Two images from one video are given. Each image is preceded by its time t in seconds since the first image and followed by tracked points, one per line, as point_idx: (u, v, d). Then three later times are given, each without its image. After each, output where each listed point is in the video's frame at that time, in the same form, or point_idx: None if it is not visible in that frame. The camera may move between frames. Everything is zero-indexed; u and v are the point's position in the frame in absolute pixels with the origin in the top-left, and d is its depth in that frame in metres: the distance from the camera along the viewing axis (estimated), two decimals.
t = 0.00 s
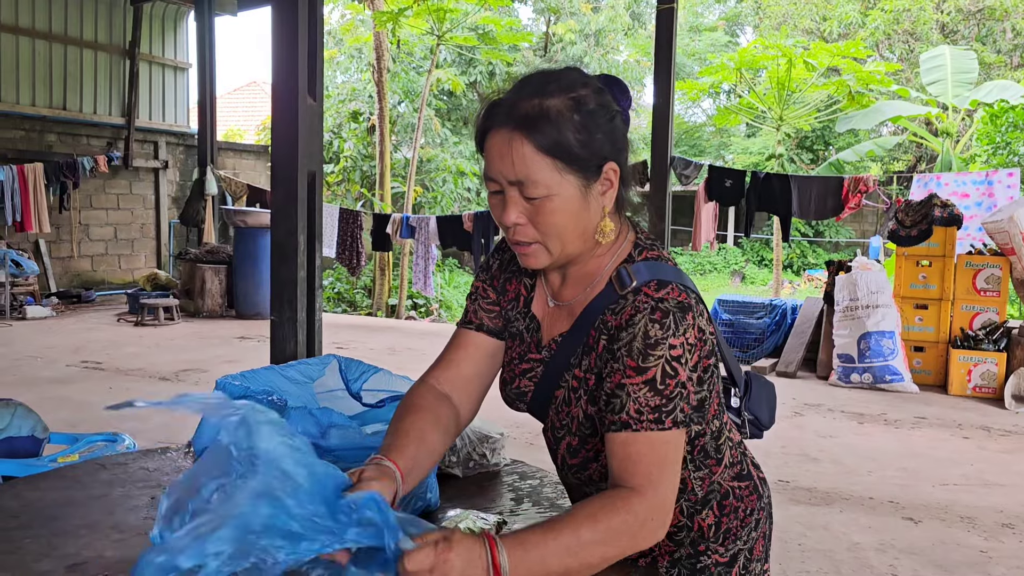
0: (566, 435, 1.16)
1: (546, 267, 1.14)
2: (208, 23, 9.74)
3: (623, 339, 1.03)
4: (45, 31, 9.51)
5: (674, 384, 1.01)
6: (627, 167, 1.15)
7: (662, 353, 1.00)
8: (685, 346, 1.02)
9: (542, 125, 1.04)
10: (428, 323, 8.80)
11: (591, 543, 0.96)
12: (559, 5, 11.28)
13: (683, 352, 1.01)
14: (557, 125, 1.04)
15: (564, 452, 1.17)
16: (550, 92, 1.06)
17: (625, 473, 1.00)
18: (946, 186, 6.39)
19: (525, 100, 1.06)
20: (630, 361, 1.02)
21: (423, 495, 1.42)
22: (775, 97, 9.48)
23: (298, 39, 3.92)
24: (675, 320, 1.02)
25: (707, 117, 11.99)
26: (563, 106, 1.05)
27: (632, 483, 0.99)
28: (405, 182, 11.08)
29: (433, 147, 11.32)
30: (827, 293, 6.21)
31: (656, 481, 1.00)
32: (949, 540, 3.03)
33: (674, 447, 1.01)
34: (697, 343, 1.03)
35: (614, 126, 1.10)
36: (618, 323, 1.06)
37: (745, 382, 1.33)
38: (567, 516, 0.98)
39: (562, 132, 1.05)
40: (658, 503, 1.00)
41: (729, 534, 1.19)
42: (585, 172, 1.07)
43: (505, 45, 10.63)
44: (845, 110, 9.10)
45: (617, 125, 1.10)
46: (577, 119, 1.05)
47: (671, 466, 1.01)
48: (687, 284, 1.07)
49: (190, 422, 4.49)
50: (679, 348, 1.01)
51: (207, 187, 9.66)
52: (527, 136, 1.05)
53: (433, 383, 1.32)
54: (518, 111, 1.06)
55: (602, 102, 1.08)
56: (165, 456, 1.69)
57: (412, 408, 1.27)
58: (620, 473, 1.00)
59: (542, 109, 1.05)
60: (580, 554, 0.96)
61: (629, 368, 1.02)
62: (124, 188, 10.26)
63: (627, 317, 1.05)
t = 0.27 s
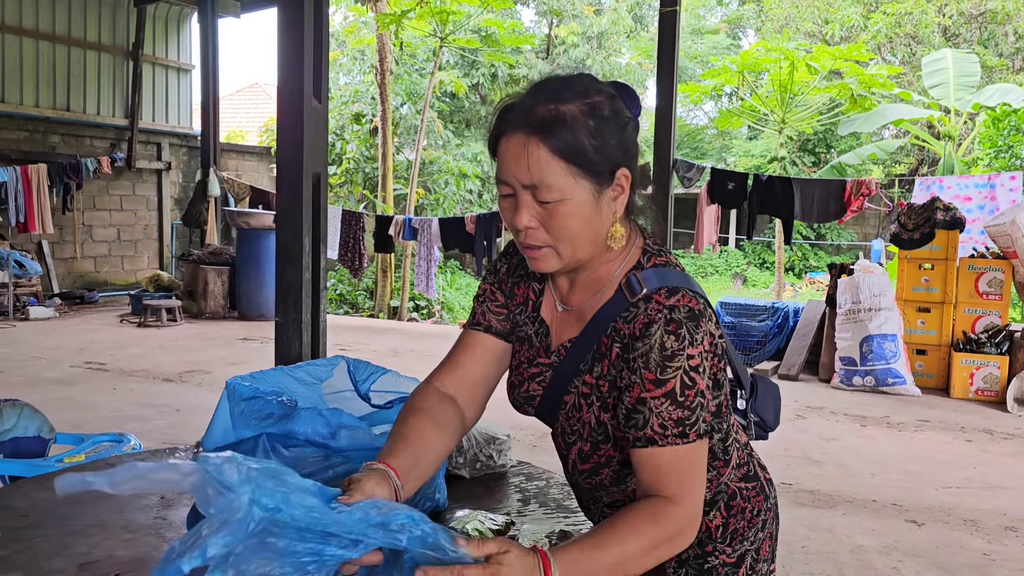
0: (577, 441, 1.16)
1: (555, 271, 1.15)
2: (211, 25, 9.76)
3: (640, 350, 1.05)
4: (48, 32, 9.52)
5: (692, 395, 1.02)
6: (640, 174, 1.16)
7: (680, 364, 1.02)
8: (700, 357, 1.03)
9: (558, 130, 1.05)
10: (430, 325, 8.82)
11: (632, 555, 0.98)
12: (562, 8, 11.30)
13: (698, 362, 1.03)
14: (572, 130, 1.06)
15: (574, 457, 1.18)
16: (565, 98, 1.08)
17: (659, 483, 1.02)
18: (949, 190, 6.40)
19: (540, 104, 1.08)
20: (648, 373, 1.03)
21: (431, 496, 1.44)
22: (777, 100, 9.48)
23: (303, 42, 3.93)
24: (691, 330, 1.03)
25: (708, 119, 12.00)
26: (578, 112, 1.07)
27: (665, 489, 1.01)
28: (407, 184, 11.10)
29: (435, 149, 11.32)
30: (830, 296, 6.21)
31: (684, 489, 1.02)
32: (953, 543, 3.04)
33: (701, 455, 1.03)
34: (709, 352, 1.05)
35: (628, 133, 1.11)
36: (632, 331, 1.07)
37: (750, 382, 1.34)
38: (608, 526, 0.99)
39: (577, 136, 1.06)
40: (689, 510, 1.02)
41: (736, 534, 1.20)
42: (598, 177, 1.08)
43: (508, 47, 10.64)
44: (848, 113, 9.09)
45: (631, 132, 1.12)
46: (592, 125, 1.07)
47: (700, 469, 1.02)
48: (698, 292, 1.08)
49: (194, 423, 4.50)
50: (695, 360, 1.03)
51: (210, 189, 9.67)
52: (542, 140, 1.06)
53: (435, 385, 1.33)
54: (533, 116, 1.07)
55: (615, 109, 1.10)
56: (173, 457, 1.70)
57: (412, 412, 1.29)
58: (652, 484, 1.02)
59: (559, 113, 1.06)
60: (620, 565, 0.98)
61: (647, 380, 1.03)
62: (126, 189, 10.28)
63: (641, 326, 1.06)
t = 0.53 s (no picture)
0: (589, 442, 1.18)
1: (569, 275, 1.17)
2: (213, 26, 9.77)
3: (650, 350, 1.06)
4: (50, 33, 9.53)
5: (700, 396, 1.03)
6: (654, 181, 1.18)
7: (688, 363, 1.03)
8: (709, 358, 1.04)
9: (573, 138, 1.07)
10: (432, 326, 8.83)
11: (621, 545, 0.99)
12: (563, 9, 11.33)
13: (707, 363, 1.04)
14: (587, 138, 1.08)
15: (587, 458, 1.19)
16: (581, 106, 1.10)
17: (658, 478, 1.02)
18: (950, 193, 6.41)
19: (556, 112, 1.10)
20: (658, 372, 1.04)
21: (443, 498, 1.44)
22: (778, 103, 9.51)
23: (309, 44, 3.94)
24: (702, 331, 1.04)
25: (709, 121, 12.02)
26: (594, 119, 1.08)
27: (666, 487, 1.01)
28: (408, 186, 11.12)
29: (436, 151, 11.33)
30: (832, 299, 6.23)
31: (687, 492, 1.01)
32: (956, 545, 3.05)
33: (704, 457, 1.03)
34: (720, 353, 1.06)
35: (642, 140, 1.13)
36: (644, 333, 1.09)
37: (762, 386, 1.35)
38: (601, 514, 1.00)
39: (592, 143, 1.08)
40: (689, 510, 1.01)
41: (747, 536, 1.22)
42: (613, 184, 1.10)
43: (509, 49, 10.66)
44: (849, 116, 9.11)
45: (646, 139, 1.13)
46: (608, 133, 1.09)
47: (702, 474, 1.02)
48: (710, 295, 1.10)
49: (198, 424, 4.51)
50: (704, 360, 1.04)
51: (211, 190, 9.68)
52: (558, 147, 1.08)
53: (459, 383, 1.34)
54: (549, 123, 1.09)
55: (631, 116, 1.11)
56: (185, 458, 1.72)
57: (440, 408, 1.31)
58: (650, 478, 1.02)
59: (574, 121, 1.08)
60: (610, 554, 0.99)
61: (656, 379, 1.04)
62: (128, 190, 10.29)
63: (653, 327, 1.07)
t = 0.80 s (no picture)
0: (600, 446, 1.20)
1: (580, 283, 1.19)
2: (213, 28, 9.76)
3: (658, 360, 1.08)
4: (50, 36, 9.54)
5: (703, 406, 1.05)
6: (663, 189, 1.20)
7: (693, 375, 1.05)
8: (715, 369, 1.06)
9: (584, 149, 1.09)
10: (431, 329, 8.84)
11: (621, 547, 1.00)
12: (562, 12, 11.35)
13: (712, 374, 1.06)
14: (598, 149, 1.09)
15: (598, 461, 1.21)
16: (592, 118, 1.12)
17: (656, 485, 1.04)
18: (949, 197, 6.44)
19: (567, 124, 1.11)
20: (663, 382, 1.06)
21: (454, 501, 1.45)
22: (777, 106, 9.55)
23: (313, 49, 3.96)
24: (710, 345, 1.06)
25: (707, 124, 12.04)
26: (604, 131, 1.10)
27: (662, 495, 1.03)
28: (407, 188, 11.13)
29: (435, 153, 11.33)
30: (831, 302, 6.25)
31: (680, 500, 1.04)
32: (955, 547, 3.07)
33: (704, 466, 1.05)
34: (727, 366, 1.07)
35: (652, 150, 1.15)
36: (654, 342, 1.10)
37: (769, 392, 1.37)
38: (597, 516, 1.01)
39: (603, 155, 1.09)
40: (680, 516, 1.04)
41: (755, 537, 1.23)
42: (623, 195, 1.12)
43: (508, 52, 10.67)
44: (847, 119, 9.12)
45: (654, 150, 1.15)
46: (618, 144, 1.10)
47: (698, 483, 1.05)
48: (721, 306, 1.11)
49: (200, 427, 4.53)
50: (709, 372, 1.06)
51: (210, 192, 9.68)
52: (569, 158, 1.09)
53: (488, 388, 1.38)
54: (560, 135, 1.11)
55: (640, 127, 1.13)
56: (196, 460, 1.81)
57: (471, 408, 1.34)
58: (648, 486, 1.04)
59: (584, 133, 1.10)
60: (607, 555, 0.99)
61: (661, 389, 1.06)
62: (127, 192, 10.29)
63: (664, 337, 1.09)
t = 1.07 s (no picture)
0: (604, 441, 1.22)
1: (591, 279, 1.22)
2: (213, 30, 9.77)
3: (661, 356, 1.11)
4: (51, 37, 9.56)
5: (702, 401, 1.08)
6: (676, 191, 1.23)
7: (693, 372, 1.08)
8: (715, 366, 1.09)
9: (607, 147, 1.12)
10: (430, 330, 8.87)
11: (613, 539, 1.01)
12: (561, 15, 11.39)
13: (712, 371, 1.09)
14: (620, 148, 1.12)
15: (601, 456, 1.23)
16: (616, 117, 1.14)
17: (650, 479, 1.06)
18: (946, 199, 6.47)
19: (591, 121, 1.14)
20: (664, 378, 1.09)
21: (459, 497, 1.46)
22: (776, 108, 9.59)
23: (317, 52, 3.99)
24: (711, 343, 1.09)
25: (705, 126, 12.07)
26: (627, 130, 1.13)
27: (654, 488, 1.06)
28: (407, 190, 11.16)
29: (434, 155, 11.34)
30: (829, 304, 6.28)
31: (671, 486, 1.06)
32: (952, 546, 3.09)
33: (699, 461, 1.08)
34: (727, 364, 1.10)
35: (670, 153, 1.18)
36: (658, 339, 1.13)
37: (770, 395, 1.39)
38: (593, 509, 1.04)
39: (625, 154, 1.12)
40: (672, 506, 1.06)
41: (755, 534, 1.26)
42: (641, 193, 1.15)
43: (507, 54, 10.71)
44: (845, 122, 9.14)
45: (671, 152, 1.19)
46: (639, 144, 1.13)
47: (691, 477, 1.07)
48: (724, 306, 1.14)
49: (201, 427, 4.54)
50: (709, 369, 1.09)
51: (210, 194, 9.69)
52: (593, 153, 1.12)
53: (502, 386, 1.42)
54: (584, 132, 1.13)
55: (660, 130, 1.16)
56: (203, 459, 1.84)
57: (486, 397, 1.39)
58: (644, 479, 1.07)
59: (609, 131, 1.12)
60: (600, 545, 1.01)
61: (662, 384, 1.09)
62: (127, 193, 10.30)
63: (667, 334, 1.12)
